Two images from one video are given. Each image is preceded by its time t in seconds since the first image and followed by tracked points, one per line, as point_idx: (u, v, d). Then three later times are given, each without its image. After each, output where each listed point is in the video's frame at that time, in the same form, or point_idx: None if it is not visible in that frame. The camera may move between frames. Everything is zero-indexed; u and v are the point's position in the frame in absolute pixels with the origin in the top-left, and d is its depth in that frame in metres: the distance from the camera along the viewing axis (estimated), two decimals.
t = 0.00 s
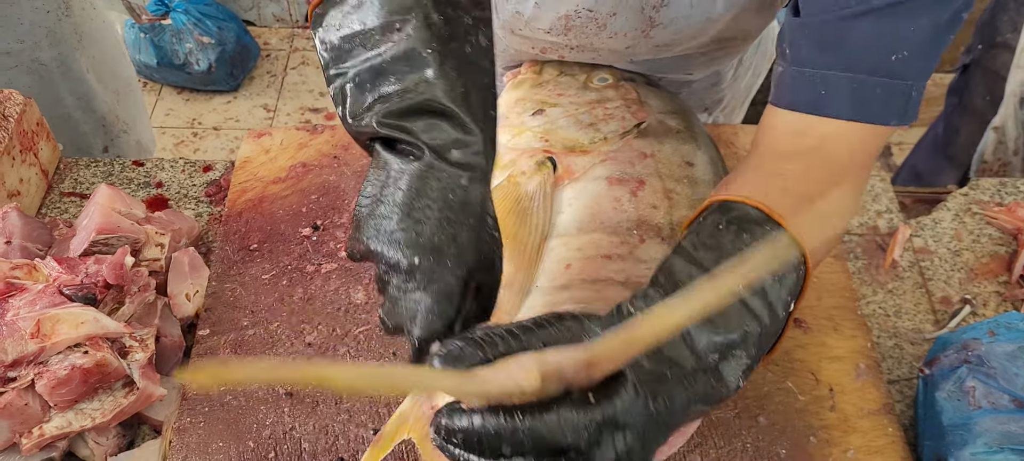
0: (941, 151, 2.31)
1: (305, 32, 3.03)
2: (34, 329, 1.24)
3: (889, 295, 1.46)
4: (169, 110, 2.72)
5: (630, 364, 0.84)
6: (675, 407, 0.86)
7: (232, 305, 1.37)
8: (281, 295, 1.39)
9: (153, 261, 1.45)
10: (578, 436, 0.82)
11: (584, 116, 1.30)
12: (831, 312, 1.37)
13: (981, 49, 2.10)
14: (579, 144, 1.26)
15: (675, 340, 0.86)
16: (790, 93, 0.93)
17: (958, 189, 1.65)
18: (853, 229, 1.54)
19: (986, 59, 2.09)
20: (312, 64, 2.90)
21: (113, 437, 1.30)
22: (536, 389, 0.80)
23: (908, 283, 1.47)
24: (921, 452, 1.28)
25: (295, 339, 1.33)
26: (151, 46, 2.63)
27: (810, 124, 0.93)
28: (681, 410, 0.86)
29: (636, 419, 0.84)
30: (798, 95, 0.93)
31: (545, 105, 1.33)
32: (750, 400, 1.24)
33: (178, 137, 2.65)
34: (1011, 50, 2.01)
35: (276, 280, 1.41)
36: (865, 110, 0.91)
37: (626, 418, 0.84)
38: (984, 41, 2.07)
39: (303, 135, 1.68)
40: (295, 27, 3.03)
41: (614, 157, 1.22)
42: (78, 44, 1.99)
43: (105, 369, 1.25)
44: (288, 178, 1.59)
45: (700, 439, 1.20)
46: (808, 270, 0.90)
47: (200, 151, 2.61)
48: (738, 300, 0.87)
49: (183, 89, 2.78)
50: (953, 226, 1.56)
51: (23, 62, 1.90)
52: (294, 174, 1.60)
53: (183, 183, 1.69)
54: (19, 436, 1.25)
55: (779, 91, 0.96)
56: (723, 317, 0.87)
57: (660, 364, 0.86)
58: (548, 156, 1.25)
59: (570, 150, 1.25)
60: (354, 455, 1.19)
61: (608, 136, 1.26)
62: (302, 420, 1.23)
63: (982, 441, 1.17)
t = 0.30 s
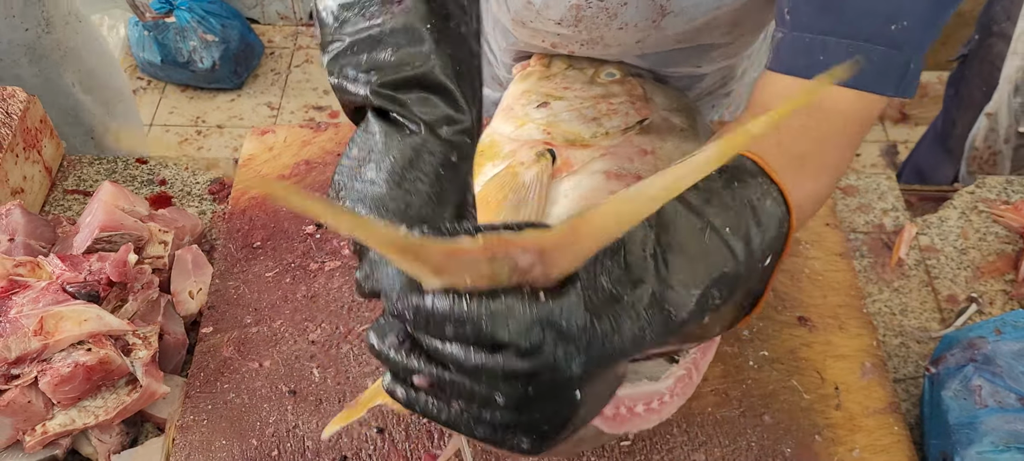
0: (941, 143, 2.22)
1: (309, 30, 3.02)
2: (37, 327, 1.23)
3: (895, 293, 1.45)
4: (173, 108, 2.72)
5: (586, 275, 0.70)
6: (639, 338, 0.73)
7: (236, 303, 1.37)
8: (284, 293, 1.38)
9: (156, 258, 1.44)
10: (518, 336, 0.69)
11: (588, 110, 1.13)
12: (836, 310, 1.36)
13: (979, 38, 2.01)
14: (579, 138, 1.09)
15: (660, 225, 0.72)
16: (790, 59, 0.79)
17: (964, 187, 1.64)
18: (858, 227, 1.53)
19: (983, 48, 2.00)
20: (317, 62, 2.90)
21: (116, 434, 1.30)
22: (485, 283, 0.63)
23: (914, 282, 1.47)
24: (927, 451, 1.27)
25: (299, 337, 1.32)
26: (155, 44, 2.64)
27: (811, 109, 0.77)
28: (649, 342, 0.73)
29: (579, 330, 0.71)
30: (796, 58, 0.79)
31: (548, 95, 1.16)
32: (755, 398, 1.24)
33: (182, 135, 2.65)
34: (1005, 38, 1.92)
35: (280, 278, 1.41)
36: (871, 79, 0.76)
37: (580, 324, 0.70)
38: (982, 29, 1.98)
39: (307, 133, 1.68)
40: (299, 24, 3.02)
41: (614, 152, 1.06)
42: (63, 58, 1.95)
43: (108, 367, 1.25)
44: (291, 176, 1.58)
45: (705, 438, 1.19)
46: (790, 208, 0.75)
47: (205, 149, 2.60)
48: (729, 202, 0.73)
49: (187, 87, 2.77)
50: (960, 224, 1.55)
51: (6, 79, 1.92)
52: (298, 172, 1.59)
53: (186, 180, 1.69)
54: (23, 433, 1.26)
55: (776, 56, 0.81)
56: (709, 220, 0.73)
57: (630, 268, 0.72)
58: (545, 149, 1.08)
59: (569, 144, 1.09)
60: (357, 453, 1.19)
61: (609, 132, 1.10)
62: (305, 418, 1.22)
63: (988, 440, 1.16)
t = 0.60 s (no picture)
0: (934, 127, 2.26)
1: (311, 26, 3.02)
2: (39, 322, 1.23)
3: (898, 289, 1.46)
4: (174, 104, 2.72)
5: (582, 159, 0.63)
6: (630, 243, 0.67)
7: (238, 299, 1.37)
8: (287, 289, 1.38)
9: (159, 254, 1.45)
10: (509, 200, 0.60)
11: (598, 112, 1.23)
12: (839, 306, 1.36)
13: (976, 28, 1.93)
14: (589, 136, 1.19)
15: (662, 141, 0.68)
16: (792, 24, 0.89)
17: (967, 183, 1.64)
18: (861, 224, 1.53)
19: (979, 38, 1.94)
20: (319, 57, 2.90)
21: (119, 430, 1.30)
22: (480, 145, 0.58)
23: (916, 278, 1.47)
24: (930, 447, 1.28)
25: (302, 333, 1.32)
26: (157, 40, 2.63)
27: (794, 79, 0.85)
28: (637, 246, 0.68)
29: (568, 206, 0.63)
30: (802, 23, 0.88)
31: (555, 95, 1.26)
32: (757, 394, 1.24)
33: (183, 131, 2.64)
34: (1001, 27, 1.85)
35: (282, 274, 1.41)
36: (872, 45, 0.88)
37: (571, 201, 0.63)
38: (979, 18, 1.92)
39: (310, 129, 1.68)
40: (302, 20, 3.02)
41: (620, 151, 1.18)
42: None
43: (111, 363, 1.25)
44: (295, 172, 1.59)
45: (708, 434, 1.20)
46: (790, 153, 0.74)
47: (206, 145, 2.60)
48: (733, 143, 0.71)
49: (188, 83, 2.77)
50: (962, 220, 1.56)
51: None
52: (301, 168, 1.59)
53: (189, 176, 1.70)
54: (25, 429, 1.26)
55: (781, 23, 0.91)
56: (707, 148, 0.70)
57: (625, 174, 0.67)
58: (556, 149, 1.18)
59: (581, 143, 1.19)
60: (360, 449, 1.19)
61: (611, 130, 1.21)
62: (308, 413, 1.22)
63: (990, 436, 1.16)
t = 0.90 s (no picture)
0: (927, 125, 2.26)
1: (314, 26, 3.03)
2: (41, 321, 1.24)
3: (899, 288, 1.45)
4: (178, 104, 2.72)
5: (603, 62, 0.66)
6: (634, 152, 0.67)
7: (239, 297, 1.37)
8: (288, 287, 1.38)
9: (161, 253, 1.46)
10: (515, 83, 0.60)
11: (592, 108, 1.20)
12: (839, 305, 1.36)
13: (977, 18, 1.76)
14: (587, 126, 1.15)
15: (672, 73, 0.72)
16: (805, 9, 0.85)
17: (968, 182, 1.64)
18: (862, 223, 1.53)
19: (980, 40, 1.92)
20: (322, 57, 2.91)
21: (121, 428, 1.30)
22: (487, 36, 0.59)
23: (918, 277, 1.47)
24: (932, 446, 1.27)
25: (302, 331, 1.32)
26: (161, 40, 2.64)
27: (806, 46, 0.84)
28: (641, 156, 0.67)
29: (591, 103, 0.65)
30: (814, 8, 0.85)
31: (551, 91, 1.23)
32: (758, 393, 1.24)
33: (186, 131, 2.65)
34: (1005, 26, 1.83)
35: (284, 272, 1.41)
36: (886, 23, 0.83)
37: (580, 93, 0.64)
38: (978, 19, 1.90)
39: (312, 127, 1.68)
40: (304, 20, 3.03)
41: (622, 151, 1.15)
42: None
43: (112, 361, 1.25)
44: (296, 170, 1.59)
45: (709, 432, 1.19)
46: (802, 110, 0.74)
47: (209, 144, 2.61)
48: (744, 91, 0.72)
49: (192, 83, 2.78)
50: (964, 219, 1.56)
51: None
52: (302, 166, 1.60)
53: (191, 175, 1.71)
54: (28, 427, 1.26)
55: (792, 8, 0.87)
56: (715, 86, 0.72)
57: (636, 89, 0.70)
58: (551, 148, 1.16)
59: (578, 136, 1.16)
60: (361, 447, 1.19)
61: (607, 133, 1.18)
62: (309, 412, 1.23)
63: (992, 435, 1.16)
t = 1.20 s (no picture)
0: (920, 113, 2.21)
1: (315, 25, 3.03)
2: (44, 319, 1.24)
3: (900, 287, 1.46)
4: (178, 102, 2.72)
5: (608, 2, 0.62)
6: (642, 105, 0.64)
7: (241, 295, 1.37)
8: (291, 286, 1.38)
9: (162, 251, 1.46)
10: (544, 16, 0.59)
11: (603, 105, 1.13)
12: (841, 303, 1.37)
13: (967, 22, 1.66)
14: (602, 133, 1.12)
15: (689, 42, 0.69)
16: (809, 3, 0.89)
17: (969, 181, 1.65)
18: (864, 221, 1.54)
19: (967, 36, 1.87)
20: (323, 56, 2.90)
21: (123, 427, 1.30)
22: None
23: (919, 275, 1.47)
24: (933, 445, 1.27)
25: (305, 330, 1.32)
26: (161, 38, 2.63)
27: (814, 27, 0.86)
28: (647, 112, 0.65)
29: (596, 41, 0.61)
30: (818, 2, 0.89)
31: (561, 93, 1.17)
32: (759, 391, 1.24)
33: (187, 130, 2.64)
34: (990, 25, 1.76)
35: (286, 270, 1.41)
36: (886, 17, 0.88)
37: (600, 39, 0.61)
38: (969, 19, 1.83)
39: (314, 126, 1.68)
40: (305, 19, 3.03)
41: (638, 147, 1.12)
42: None
43: (114, 359, 1.25)
44: (298, 169, 1.59)
45: (711, 431, 1.20)
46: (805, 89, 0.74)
47: (210, 143, 2.60)
48: (750, 63, 0.71)
49: (192, 81, 2.78)
50: (965, 218, 1.56)
51: None
52: (305, 165, 1.60)
53: (193, 174, 1.70)
54: (30, 425, 1.26)
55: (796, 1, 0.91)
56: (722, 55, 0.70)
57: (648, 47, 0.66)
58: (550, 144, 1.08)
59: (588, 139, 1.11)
60: (364, 445, 1.19)
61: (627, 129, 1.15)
62: (312, 410, 1.23)
63: (993, 433, 1.16)
